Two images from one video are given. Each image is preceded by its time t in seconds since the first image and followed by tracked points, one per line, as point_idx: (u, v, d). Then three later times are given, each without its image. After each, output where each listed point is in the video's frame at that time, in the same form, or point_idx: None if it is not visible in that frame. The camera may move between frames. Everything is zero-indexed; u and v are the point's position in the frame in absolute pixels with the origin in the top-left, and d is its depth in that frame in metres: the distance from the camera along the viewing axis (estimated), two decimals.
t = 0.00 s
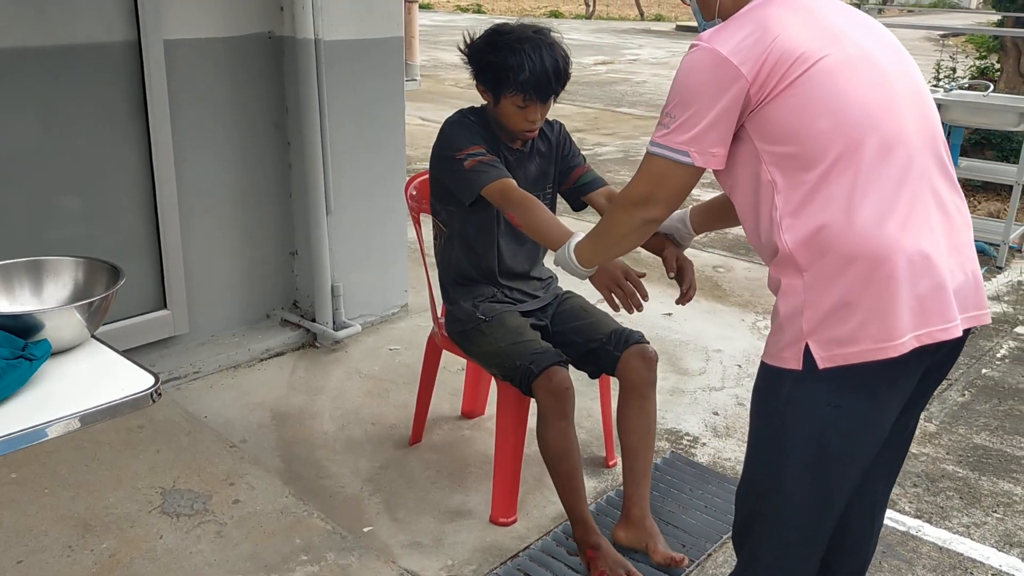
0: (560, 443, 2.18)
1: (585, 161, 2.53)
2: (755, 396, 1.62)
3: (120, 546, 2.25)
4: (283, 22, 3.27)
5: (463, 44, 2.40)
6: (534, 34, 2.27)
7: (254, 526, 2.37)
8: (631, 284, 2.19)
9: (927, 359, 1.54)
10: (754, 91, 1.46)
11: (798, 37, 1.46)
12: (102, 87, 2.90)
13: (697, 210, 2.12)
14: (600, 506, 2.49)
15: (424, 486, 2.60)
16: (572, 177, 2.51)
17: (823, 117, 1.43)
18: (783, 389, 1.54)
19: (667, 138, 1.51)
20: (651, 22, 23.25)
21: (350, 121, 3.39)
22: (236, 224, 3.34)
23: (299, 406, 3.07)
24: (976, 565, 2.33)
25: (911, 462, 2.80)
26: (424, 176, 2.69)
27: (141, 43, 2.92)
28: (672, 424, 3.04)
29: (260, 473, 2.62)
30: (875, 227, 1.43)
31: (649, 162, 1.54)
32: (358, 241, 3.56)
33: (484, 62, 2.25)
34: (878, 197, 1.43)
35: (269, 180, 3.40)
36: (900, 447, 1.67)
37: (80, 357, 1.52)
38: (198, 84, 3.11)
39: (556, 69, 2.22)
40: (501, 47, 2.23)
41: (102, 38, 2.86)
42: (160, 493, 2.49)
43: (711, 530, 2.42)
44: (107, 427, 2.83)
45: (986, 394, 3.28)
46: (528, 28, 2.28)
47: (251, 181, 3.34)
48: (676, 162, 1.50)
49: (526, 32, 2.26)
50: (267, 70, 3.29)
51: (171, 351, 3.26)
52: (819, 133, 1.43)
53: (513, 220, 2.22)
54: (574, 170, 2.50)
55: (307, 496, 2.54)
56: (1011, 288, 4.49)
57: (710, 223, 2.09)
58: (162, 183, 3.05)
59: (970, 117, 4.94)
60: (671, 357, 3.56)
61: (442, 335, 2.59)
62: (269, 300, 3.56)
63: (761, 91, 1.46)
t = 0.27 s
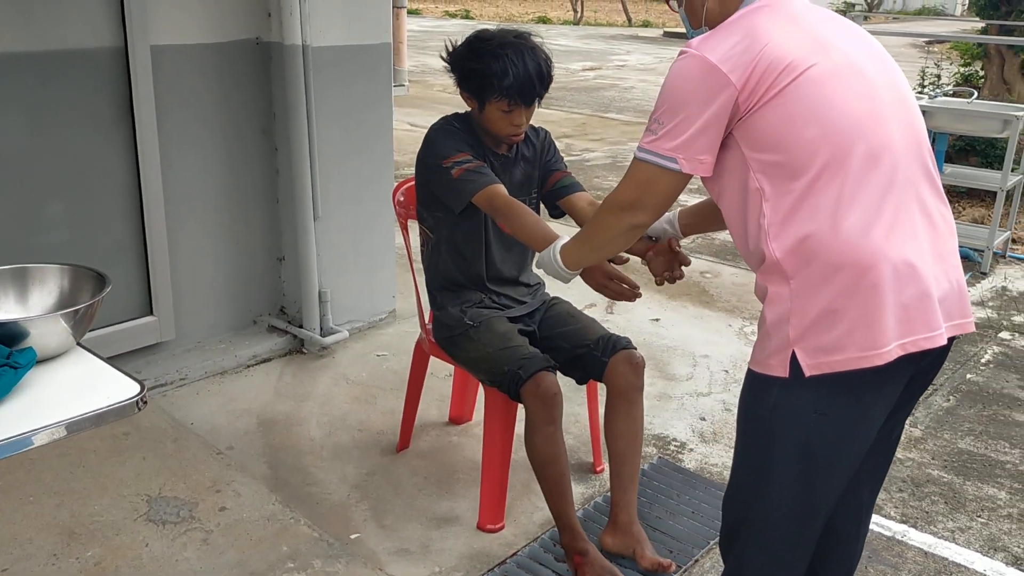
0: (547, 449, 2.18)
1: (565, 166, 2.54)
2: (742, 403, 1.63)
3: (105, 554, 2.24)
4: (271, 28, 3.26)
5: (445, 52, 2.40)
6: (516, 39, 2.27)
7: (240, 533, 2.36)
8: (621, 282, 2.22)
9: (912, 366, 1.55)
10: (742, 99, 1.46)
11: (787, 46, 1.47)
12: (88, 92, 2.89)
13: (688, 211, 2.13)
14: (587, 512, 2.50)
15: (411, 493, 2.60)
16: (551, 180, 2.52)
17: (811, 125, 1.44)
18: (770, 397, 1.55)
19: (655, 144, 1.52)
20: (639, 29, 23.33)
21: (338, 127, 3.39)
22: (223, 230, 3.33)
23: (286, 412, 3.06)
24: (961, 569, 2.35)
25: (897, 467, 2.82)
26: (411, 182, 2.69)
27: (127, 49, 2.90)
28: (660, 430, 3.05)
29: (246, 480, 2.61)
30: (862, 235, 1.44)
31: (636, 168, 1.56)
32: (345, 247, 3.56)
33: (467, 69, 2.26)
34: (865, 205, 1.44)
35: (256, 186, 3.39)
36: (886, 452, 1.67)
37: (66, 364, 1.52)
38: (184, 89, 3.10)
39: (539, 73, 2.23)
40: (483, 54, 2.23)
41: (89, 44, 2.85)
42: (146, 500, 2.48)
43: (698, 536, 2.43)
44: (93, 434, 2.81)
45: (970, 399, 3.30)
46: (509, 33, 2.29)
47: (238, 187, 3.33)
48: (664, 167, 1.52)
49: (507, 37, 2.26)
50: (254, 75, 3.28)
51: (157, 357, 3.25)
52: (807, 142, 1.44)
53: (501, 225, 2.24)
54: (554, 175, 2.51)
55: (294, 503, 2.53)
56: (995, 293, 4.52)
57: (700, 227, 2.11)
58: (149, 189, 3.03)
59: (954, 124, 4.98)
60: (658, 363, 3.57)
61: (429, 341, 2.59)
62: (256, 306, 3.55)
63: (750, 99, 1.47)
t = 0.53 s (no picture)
0: (535, 457, 2.17)
1: (549, 171, 2.54)
2: (727, 412, 1.63)
3: (89, 564, 2.22)
4: (259, 36, 3.26)
5: (427, 60, 2.40)
6: (497, 45, 2.28)
7: (226, 542, 2.35)
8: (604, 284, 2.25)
9: (896, 375, 1.56)
10: (728, 108, 1.47)
11: (772, 56, 1.48)
12: (75, 100, 2.87)
13: (675, 216, 2.13)
14: (575, 520, 2.49)
15: (399, 501, 2.59)
16: (534, 185, 2.51)
17: (796, 135, 1.45)
18: (755, 406, 1.55)
19: (640, 151, 1.52)
20: (628, 36, 23.41)
21: (326, 135, 3.39)
22: (210, 237, 3.32)
23: (273, 420, 3.04)
24: None
25: (883, 474, 2.83)
26: (398, 190, 2.69)
27: (114, 56, 2.89)
28: (648, 437, 3.05)
29: (232, 488, 2.59)
30: (847, 245, 1.45)
31: (620, 174, 1.56)
32: (333, 255, 3.55)
33: (449, 76, 2.26)
34: (850, 215, 1.45)
35: (244, 194, 3.38)
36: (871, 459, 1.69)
37: (49, 374, 1.51)
38: (172, 97, 3.09)
39: (521, 78, 2.23)
40: (464, 60, 2.24)
41: (76, 51, 2.84)
42: (131, 509, 2.46)
43: (685, 544, 2.43)
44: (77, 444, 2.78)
45: (956, 406, 3.32)
46: (490, 39, 2.29)
47: (225, 195, 3.32)
48: (648, 175, 1.52)
49: (488, 43, 2.28)
50: (242, 83, 3.28)
51: (143, 365, 3.23)
52: (792, 152, 1.45)
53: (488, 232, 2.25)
54: (537, 180, 2.50)
55: (280, 511, 2.52)
56: (980, 300, 4.55)
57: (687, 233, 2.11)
58: (135, 197, 3.02)
59: (940, 132, 5.01)
60: (646, 370, 3.57)
61: (417, 349, 2.58)
62: (243, 314, 3.53)
63: (735, 109, 1.47)
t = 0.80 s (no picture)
0: (526, 467, 2.16)
1: (537, 177, 2.53)
2: (717, 422, 1.62)
3: None
4: (249, 44, 3.25)
5: (415, 67, 2.40)
6: (484, 51, 2.28)
7: (214, 553, 2.32)
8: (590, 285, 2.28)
9: (886, 385, 1.55)
10: (716, 116, 1.47)
11: (761, 64, 1.48)
12: (64, 108, 2.86)
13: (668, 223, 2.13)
14: (566, 530, 2.48)
15: (389, 512, 2.57)
16: (523, 192, 2.50)
17: (784, 144, 1.45)
18: (744, 417, 1.55)
19: (627, 157, 1.52)
20: (619, 44, 23.48)
21: (316, 143, 3.38)
22: (199, 245, 3.30)
23: (263, 430, 3.02)
24: None
25: (875, 482, 2.83)
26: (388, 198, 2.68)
27: (103, 63, 2.88)
28: (639, 446, 3.04)
29: (220, 498, 2.57)
30: (835, 255, 1.44)
31: (607, 180, 1.56)
32: (323, 263, 3.53)
33: (436, 82, 2.26)
34: (838, 224, 1.45)
35: (233, 202, 3.37)
36: (861, 469, 1.68)
37: (34, 386, 1.49)
38: (161, 104, 3.08)
39: (507, 84, 2.23)
40: (450, 66, 2.24)
41: (64, 59, 2.83)
42: (119, 520, 2.44)
43: (676, 554, 2.42)
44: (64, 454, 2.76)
45: (947, 414, 3.33)
46: (477, 45, 2.29)
47: (214, 202, 3.31)
48: (634, 181, 1.52)
49: (475, 49, 2.27)
50: (232, 90, 3.27)
51: (131, 375, 3.20)
52: (780, 160, 1.45)
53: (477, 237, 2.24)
54: (525, 186, 2.50)
55: (269, 522, 2.50)
56: (970, 308, 4.57)
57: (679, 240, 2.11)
58: (124, 205, 3.00)
59: (929, 140, 5.03)
60: (637, 378, 3.57)
61: (407, 358, 2.57)
62: (232, 322, 3.51)
63: (724, 117, 1.47)
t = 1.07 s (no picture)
0: (522, 478, 2.16)
1: (531, 186, 2.53)
2: (713, 433, 1.62)
3: None
4: (243, 53, 3.25)
5: (409, 75, 2.41)
6: (477, 60, 2.28)
7: (209, 565, 2.31)
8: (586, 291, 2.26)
9: (883, 396, 1.55)
10: (710, 128, 1.47)
11: (755, 77, 1.48)
12: (57, 118, 2.85)
13: (665, 234, 2.13)
14: (562, 541, 2.48)
15: (384, 523, 2.57)
16: (517, 201, 2.50)
17: (779, 156, 1.45)
18: (740, 429, 1.55)
19: (620, 167, 1.52)
20: (612, 52, 23.55)
21: (310, 152, 3.37)
22: (193, 255, 3.30)
23: (257, 440, 3.02)
24: None
25: (870, 491, 2.83)
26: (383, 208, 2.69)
27: (97, 73, 2.87)
28: (634, 455, 3.04)
29: (214, 510, 2.56)
30: (830, 267, 1.45)
31: (600, 189, 1.56)
32: (317, 273, 3.53)
33: (430, 90, 2.26)
34: (833, 236, 1.45)
35: (227, 211, 3.36)
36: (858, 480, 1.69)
37: (29, 401, 1.49)
38: (154, 114, 3.07)
39: (500, 93, 2.24)
40: (444, 74, 2.25)
41: (58, 69, 2.82)
42: (113, 533, 2.43)
43: (672, 564, 2.41)
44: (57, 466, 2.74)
45: (941, 423, 3.33)
46: (470, 55, 2.30)
47: (208, 212, 3.30)
48: (628, 191, 1.53)
49: (468, 58, 2.28)
50: (226, 99, 3.26)
51: (124, 385, 3.19)
52: (775, 172, 1.45)
53: (472, 246, 2.24)
54: (519, 195, 2.50)
55: (264, 534, 2.49)
56: (963, 316, 4.58)
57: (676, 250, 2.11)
58: (117, 215, 2.99)
59: (922, 148, 5.05)
60: (632, 387, 3.57)
61: (402, 368, 2.57)
62: (226, 332, 3.50)
63: (717, 129, 1.48)
